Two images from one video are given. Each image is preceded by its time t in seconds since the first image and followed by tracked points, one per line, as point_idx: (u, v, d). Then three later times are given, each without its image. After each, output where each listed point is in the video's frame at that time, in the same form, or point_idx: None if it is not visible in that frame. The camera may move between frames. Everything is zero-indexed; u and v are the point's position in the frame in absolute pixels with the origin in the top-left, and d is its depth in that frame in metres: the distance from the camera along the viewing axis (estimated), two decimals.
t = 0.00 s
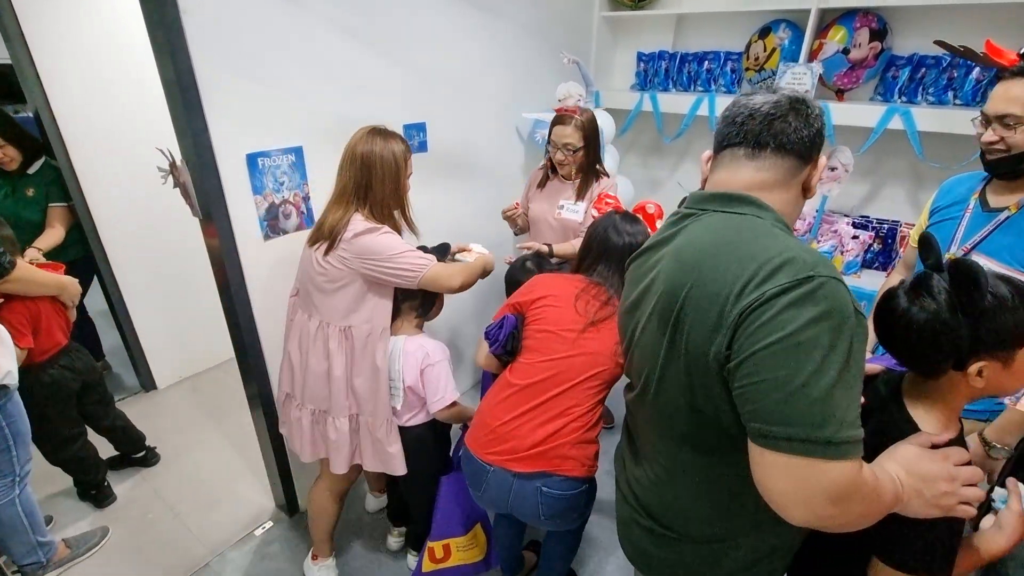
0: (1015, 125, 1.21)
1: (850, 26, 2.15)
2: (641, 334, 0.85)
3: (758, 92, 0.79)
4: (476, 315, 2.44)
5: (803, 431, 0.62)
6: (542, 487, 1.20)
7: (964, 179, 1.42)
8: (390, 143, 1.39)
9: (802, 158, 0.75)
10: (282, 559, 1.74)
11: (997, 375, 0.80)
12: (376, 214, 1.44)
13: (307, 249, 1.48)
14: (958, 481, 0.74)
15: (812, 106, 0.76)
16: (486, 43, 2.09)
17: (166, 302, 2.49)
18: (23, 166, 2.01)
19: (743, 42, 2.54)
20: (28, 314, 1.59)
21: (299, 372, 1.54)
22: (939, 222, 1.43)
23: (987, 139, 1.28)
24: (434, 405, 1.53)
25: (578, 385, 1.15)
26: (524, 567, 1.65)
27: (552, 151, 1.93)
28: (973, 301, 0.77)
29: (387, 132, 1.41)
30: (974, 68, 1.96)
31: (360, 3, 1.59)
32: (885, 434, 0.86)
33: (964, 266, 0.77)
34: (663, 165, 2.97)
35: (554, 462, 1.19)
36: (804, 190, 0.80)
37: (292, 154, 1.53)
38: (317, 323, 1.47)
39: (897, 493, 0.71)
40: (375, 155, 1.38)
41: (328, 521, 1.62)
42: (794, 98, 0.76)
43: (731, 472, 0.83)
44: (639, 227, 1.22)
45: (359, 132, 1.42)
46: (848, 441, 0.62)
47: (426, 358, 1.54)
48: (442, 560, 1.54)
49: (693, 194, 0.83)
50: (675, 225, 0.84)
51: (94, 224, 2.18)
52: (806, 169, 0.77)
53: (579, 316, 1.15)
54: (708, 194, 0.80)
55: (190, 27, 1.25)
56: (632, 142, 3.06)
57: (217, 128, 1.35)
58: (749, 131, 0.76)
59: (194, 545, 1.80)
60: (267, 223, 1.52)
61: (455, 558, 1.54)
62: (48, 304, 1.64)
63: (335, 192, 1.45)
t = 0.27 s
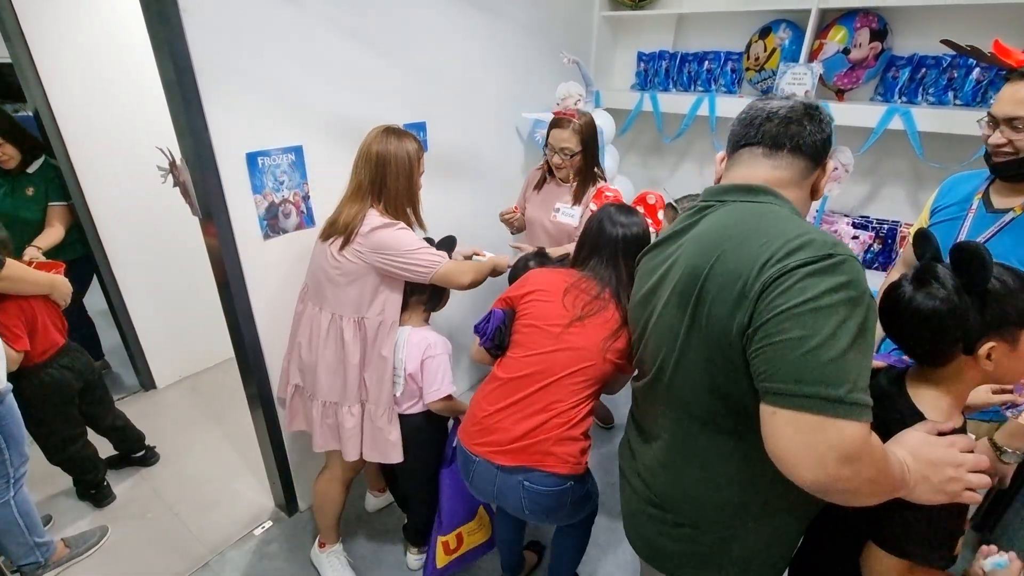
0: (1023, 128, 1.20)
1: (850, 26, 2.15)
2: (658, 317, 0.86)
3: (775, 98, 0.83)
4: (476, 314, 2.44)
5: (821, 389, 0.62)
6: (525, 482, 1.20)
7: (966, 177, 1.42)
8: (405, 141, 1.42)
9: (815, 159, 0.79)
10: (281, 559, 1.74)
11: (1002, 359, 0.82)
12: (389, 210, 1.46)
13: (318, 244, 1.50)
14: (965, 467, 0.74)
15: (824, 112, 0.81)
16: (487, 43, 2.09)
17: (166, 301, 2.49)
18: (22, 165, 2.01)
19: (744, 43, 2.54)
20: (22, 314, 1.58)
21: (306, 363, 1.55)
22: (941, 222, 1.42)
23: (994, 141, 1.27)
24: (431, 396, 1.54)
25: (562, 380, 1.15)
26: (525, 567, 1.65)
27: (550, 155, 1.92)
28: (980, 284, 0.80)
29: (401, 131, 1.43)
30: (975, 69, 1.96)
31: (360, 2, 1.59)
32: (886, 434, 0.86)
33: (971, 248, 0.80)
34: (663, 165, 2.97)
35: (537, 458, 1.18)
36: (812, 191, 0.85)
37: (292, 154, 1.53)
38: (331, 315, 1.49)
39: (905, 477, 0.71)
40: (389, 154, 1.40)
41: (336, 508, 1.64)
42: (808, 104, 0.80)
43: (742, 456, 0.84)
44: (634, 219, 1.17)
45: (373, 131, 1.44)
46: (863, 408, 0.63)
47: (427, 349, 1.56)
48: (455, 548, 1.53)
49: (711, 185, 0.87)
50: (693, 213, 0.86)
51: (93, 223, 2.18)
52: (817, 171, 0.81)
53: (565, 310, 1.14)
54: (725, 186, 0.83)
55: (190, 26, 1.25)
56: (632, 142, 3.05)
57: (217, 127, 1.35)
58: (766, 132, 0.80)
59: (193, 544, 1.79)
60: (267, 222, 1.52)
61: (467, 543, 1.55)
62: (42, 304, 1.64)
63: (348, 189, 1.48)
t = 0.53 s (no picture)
0: None
1: (850, 26, 2.16)
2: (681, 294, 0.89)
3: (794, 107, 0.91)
4: (476, 314, 2.44)
5: (849, 333, 0.63)
6: (530, 484, 1.20)
7: (969, 179, 1.42)
8: (412, 142, 1.43)
9: (829, 162, 0.86)
10: (281, 559, 1.74)
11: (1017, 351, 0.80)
12: (396, 209, 1.47)
13: (325, 242, 1.50)
14: (975, 454, 0.75)
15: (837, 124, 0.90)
16: (487, 43, 2.09)
17: (165, 301, 2.49)
18: (22, 165, 2.00)
19: (744, 43, 2.54)
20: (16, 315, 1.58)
21: (309, 363, 1.53)
22: (946, 222, 1.43)
23: (998, 141, 1.27)
24: (442, 386, 1.60)
25: (566, 382, 1.14)
26: (525, 567, 1.64)
27: (545, 159, 1.92)
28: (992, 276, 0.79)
29: (409, 132, 1.44)
30: (974, 69, 1.96)
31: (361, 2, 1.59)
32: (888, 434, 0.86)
33: (981, 242, 0.79)
34: (663, 165, 2.97)
35: (541, 459, 1.18)
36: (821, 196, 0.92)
37: (291, 154, 1.53)
38: (337, 312, 1.49)
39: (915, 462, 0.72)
40: (397, 155, 1.41)
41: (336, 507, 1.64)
42: (826, 117, 0.88)
43: (757, 438, 0.84)
44: (643, 218, 1.17)
45: (381, 131, 1.45)
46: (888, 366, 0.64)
47: (438, 342, 1.60)
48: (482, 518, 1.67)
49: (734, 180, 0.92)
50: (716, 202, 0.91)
51: (93, 223, 2.18)
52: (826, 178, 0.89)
53: (570, 311, 1.13)
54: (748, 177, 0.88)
55: (189, 25, 1.24)
56: (632, 142, 3.05)
57: (217, 127, 1.35)
58: (791, 135, 0.86)
59: (193, 545, 1.79)
60: (266, 222, 1.51)
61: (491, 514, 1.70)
62: (33, 305, 1.64)
63: (355, 188, 1.48)
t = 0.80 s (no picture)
0: None
1: (848, 28, 2.16)
2: (695, 282, 0.90)
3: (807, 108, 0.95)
4: (476, 315, 2.45)
5: (856, 311, 0.64)
6: (535, 484, 1.20)
7: (967, 181, 1.43)
8: (415, 143, 1.42)
9: (839, 161, 0.90)
10: (281, 560, 1.74)
11: None
12: (401, 211, 1.47)
13: (329, 242, 1.51)
14: (973, 448, 0.75)
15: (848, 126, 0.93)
16: (486, 44, 2.10)
17: (165, 303, 2.49)
18: (22, 167, 2.00)
19: (743, 44, 2.55)
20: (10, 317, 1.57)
21: (314, 363, 1.54)
22: (944, 223, 1.43)
23: (995, 142, 1.27)
24: (455, 382, 1.61)
25: (571, 382, 1.14)
26: (525, 568, 1.65)
27: (545, 163, 1.93)
28: (1003, 283, 0.77)
29: (412, 134, 1.44)
30: (972, 70, 1.96)
31: (361, 5, 1.60)
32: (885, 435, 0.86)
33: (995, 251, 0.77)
34: (662, 166, 2.97)
35: (546, 460, 1.18)
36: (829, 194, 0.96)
37: (291, 155, 1.53)
38: (341, 313, 1.50)
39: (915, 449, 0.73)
40: (400, 156, 1.41)
41: (337, 509, 1.64)
42: (838, 118, 0.92)
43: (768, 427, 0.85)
44: (649, 216, 1.15)
45: (384, 133, 1.45)
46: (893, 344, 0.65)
47: (449, 339, 1.62)
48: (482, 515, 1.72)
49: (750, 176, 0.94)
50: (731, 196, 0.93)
51: (92, 224, 2.18)
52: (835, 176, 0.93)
53: (574, 311, 1.13)
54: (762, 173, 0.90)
55: (189, 27, 1.25)
56: (631, 143, 3.06)
57: (217, 129, 1.35)
58: (804, 134, 0.89)
59: (193, 546, 1.79)
60: (266, 224, 1.52)
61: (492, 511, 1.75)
62: (27, 307, 1.62)
63: (360, 190, 1.49)
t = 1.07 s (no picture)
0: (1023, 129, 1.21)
1: (850, 28, 2.16)
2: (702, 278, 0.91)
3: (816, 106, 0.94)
4: (478, 316, 2.45)
5: (855, 305, 0.64)
6: (535, 479, 1.20)
7: (968, 181, 1.44)
8: (423, 145, 1.43)
9: (847, 161, 0.90)
10: (285, 559, 1.75)
11: None
12: (408, 212, 1.48)
13: (339, 243, 1.53)
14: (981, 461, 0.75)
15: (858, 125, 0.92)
16: (488, 46, 2.11)
17: (169, 304, 2.50)
18: (28, 169, 2.00)
19: (744, 45, 2.55)
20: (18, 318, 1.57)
21: (319, 360, 1.56)
22: (944, 223, 1.43)
23: (994, 141, 1.27)
24: (464, 375, 1.58)
25: (571, 378, 1.14)
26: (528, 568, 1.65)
27: (553, 164, 1.93)
28: None
29: (420, 135, 1.45)
30: (974, 70, 1.96)
31: (364, 8, 1.61)
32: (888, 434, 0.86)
33: None
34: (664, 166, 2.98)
35: (544, 455, 1.18)
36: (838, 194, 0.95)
37: (294, 158, 1.54)
38: (346, 310, 1.51)
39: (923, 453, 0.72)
40: (407, 157, 1.42)
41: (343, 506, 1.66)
42: (850, 117, 0.91)
43: (773, 422, 0.85)
44: (654, 214, 1.16)
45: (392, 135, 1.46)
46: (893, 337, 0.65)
47: (456, 333, 1.60)
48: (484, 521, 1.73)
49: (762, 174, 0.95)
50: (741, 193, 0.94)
51: (97, 226, 2.19)
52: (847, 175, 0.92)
53: (575, 308, 1.14)
54: (770, 171, 0.91)
55: (193, 30, 1.26)
56: (632, 144, 3.06)
57: (221, 132, 1.36)
58: (814, 132, 0.89)
59: (197, 546, 1.80)
60: (269, 225, 1.53)
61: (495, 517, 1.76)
62: (34, 308, 1.63)
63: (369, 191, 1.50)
